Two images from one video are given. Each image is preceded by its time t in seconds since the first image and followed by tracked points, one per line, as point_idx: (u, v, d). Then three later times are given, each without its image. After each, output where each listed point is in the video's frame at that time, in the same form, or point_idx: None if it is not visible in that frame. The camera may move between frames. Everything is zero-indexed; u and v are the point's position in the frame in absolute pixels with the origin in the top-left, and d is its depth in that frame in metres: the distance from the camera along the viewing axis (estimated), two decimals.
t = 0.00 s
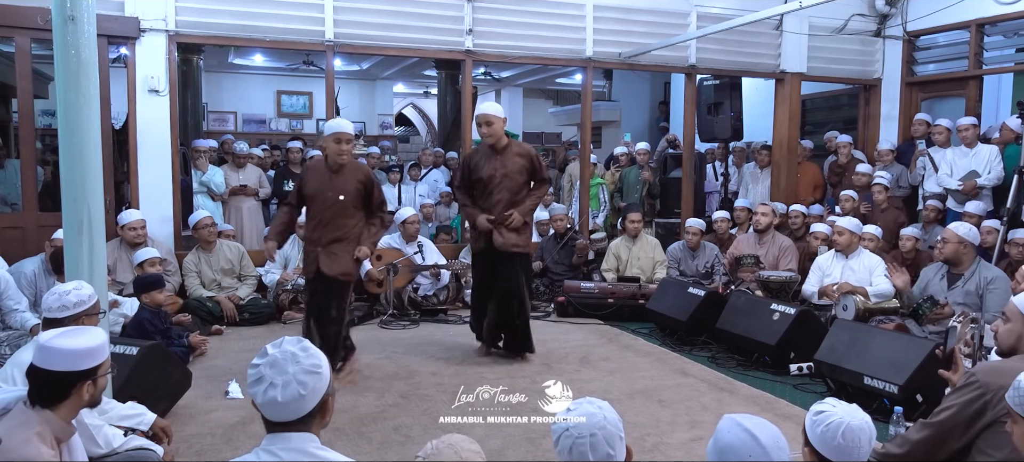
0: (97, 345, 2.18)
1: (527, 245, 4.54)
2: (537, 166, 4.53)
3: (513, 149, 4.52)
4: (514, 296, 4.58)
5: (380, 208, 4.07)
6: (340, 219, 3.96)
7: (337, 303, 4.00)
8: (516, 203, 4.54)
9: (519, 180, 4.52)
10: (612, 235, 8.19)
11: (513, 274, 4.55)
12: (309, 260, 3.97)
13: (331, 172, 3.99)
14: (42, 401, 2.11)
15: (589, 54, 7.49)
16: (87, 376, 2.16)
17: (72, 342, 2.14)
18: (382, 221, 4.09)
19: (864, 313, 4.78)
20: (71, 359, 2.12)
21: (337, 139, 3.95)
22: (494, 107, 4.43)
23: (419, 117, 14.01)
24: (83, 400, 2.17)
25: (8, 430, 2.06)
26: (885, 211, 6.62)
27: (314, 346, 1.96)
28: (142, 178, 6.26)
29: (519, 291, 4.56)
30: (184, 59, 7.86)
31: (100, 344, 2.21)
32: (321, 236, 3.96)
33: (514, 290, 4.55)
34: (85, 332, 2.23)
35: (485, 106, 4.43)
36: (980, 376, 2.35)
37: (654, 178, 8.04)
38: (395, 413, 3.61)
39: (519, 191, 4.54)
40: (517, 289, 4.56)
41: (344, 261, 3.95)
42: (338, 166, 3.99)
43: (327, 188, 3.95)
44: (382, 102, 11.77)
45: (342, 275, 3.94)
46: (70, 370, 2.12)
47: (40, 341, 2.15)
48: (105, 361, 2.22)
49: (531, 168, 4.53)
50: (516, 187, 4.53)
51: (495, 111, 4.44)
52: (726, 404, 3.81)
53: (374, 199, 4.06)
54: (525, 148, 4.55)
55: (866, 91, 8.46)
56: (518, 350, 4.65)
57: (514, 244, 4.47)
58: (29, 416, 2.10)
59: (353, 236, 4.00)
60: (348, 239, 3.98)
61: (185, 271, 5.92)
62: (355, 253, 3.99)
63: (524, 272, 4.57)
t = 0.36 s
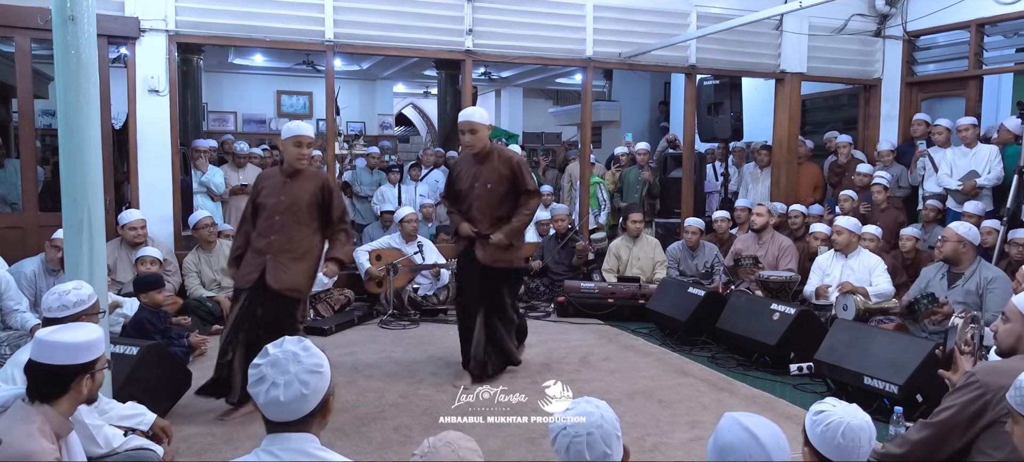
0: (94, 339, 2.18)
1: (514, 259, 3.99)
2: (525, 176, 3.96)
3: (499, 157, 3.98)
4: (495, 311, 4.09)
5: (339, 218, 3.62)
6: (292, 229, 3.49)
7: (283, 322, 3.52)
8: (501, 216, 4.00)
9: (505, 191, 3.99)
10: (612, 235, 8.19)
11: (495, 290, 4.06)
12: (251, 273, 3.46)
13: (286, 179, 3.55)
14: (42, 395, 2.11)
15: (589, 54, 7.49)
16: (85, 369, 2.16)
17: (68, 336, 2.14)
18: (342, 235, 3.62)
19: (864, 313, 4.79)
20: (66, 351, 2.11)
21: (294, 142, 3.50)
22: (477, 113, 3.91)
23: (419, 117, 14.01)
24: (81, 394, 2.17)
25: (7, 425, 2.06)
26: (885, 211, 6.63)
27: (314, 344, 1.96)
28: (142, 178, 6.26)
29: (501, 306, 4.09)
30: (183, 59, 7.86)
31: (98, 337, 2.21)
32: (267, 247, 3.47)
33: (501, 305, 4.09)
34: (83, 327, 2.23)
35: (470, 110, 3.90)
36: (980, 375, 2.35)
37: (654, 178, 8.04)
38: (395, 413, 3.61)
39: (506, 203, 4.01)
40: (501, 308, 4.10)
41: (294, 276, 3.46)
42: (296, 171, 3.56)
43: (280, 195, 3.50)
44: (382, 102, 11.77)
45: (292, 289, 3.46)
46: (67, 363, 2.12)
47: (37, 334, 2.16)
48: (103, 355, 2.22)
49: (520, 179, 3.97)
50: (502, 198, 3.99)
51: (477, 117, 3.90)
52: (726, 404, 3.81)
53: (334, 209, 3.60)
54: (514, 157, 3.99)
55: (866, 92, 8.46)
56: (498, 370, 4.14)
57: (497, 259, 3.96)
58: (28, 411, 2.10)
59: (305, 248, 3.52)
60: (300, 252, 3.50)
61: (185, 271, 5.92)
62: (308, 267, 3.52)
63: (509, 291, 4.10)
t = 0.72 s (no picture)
0: (94, 345, 2.18)
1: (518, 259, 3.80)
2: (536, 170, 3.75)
3: (511, 149, 3.76)
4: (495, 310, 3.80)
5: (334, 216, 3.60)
6: (288, 229, 3.51)
7: (274, 319, 3.48)
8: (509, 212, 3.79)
9: (515, 185, 3.77)
10: (612, 235, 8.18)
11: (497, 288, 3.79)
12: (247, 269, 3.46)
13: (284, 178, 3.55)
14: (42, 400, 2.10)
15: (589, 54, 7.49)
16: (82, 377, 2.15)
17: (69, 343, 2.14)
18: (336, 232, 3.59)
19: (864, 313, 4.78)
20: (58, 358, 2.11)
21: (291, 140, 3.47)
22: (491, 103, 3.67)
23: (419, 117, 14.00)
24: (81, 401, 2.17)
25: (11, 430, 2.07)
26: (885, 211, 6.63)
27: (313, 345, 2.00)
28: (142, 178, 6.26)
29: (502, 304, 3.81)
30: (183, 59, 7.86)
31: (97, 345, 2.20)
32: (263, 247, 3.48)
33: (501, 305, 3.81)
34: (85, 333, 2.23)
35: (482, 100, 3.67)
36: (980, 375, 2.35)
37: (654, 178, 8.03)
38: (395, 413, 3.61)
39: (513, 199, 3.79)
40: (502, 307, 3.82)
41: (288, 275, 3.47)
42: (292, 170, 3.56)
43: (277, 193, 3.51)
44: (382, 102, 11.77)
45: (287, 288, 3.46)
46: (61, 371, 2.11)
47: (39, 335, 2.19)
48: (103, 362, 2.21)
49: (529, 173, 3.76)
50: (511, 193, 3.77)
51: (492, 106, 3.67)
52: (726, 404, 3.81)
53: (330, 209, 3.61)
54: (526, 150, 3.77)
55: (866, 92, 8.46)
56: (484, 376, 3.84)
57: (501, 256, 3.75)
58: (29, 414, 2.10)
59: (297, 248, 3.53)
60: (296, 252, 3.52)
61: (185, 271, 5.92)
62: (303, 266, 3.54)
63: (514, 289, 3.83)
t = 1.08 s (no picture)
0: (83, 351, 2.12)
1: (561, 266, 3.71)
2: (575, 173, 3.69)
3: (547, 153, 3.69)
4: (534, 319, 3.72)
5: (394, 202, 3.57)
6: (351, 224, 3.53)
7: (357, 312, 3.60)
8: (549, 217, 3.69)
9: (553, 189, 3.68)
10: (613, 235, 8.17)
11: (538, 295, 3.70)
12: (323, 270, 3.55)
13: (337, 172, 3.55)
14: (38, 402, 2.11)
15: (589, 54, 7.49)
16: (65, 383, 2.10)
17: (60, 346, 2.12)
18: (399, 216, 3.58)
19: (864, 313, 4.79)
20: (45, 360, 2.09)
21: (340, 134, 3.51)
22: (526, 104, 3.62)
23: (419, 117, 13.99)
24: (66, 408, 2.12)
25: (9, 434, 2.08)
26: (885, 211, 6.63)
27: (315, 347, 1.99)
28: (142, 178, 6.26)
29: (544, 312, 3.71)
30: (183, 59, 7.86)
31: (93, 350, 2.15)
32: (327, 244, 3.54)
33: (541, 313, 3.71)
34: (90, 339, 2.20)
35: (518, 103, 3.62)
36: (980, 375, 2.35)
37: (654, 178, 8.03)
38: (394, 413, 3.61)
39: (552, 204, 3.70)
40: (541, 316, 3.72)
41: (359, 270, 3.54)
42: (344, 164, 3.55)
43: (334, 191, 3.52)
44: (382, 102, 11.77)
45: (348, 287, 3.54)
46: (46, 373, 2.09)
47: (48, 335, 2.20)
48: (95, 369, 2.14)
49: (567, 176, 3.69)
50: (550, 197, 3.69)
51: (528, 109, 3.62)
52: (726, 404, 3.81)
53: (388, 198, 3.56)
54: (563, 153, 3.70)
55: (866, 92, 8.46)
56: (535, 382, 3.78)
57: (543, 262, 3.66)
58: (27, 418, 2.10)
59: (368, 240, 3.56)
60: (365, 245, 3.55)
61: (185, 271, 5.91)
62: (373, 260, 3.57)
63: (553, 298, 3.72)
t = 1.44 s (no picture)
0: (71, 345, 2.08)
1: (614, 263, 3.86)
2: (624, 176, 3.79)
3: (598, 156, 3.78)
4: (598, 313, 3.92)
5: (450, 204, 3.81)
6: (411, 228, 3.75)
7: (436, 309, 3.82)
8: (599, 220, 3.82)
9: (604, 192, 3.79)
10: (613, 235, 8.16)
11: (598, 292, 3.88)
12: (394, 275, 3.79)
13: (392, 181, 3.76)
14: (32, 399, 2.11)
15: (589, 54, 7.49)
16: (53, 377, 2.07)
17: (52, 338, 2.09)
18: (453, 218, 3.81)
19: (864, 313, 4.79)
20: (37, 352, 2.07)
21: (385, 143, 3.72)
22: (579, 108, 3.69)
23: (419, 117, 13.98)
24: (57, 403, 2.09)
25: (8, 432, 2.09)
26: (885, 211, 6.63)
27: (316, 349, 1.95)
28: (142, 178, 6.26)
29: (608, 308, 3.91)
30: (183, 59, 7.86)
31: (86, 344, 2.11)
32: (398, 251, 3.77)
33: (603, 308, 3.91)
34: (87, 334, 2.17)
35: (570, 105, 3.68)
36: (980, 375, 2.35)
37: (654, 178, 8.03)
38: (394, 413, 3.61)
39: (603, 206, 3.82)
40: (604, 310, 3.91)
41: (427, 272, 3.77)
42: (398, 172, 3.75)
43: (392, 198, 3.74)
44: (382, 102, 11.76)
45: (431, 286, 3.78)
46: (38, 366, 2.07)
47: (48, 329, 2.19)
48: (84, 364, 2.09)
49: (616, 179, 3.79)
50: (601, 201, 3.80)
51: (581, 111, 3.70)
52: (726, 404, 3.81)
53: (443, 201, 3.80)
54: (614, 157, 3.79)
55: (866, 92, 8.46)
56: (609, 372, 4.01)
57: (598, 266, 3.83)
58: (24, 417, 2.10)
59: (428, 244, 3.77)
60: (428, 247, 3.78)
61: (185, 271, 5.92)
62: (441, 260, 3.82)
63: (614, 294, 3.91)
